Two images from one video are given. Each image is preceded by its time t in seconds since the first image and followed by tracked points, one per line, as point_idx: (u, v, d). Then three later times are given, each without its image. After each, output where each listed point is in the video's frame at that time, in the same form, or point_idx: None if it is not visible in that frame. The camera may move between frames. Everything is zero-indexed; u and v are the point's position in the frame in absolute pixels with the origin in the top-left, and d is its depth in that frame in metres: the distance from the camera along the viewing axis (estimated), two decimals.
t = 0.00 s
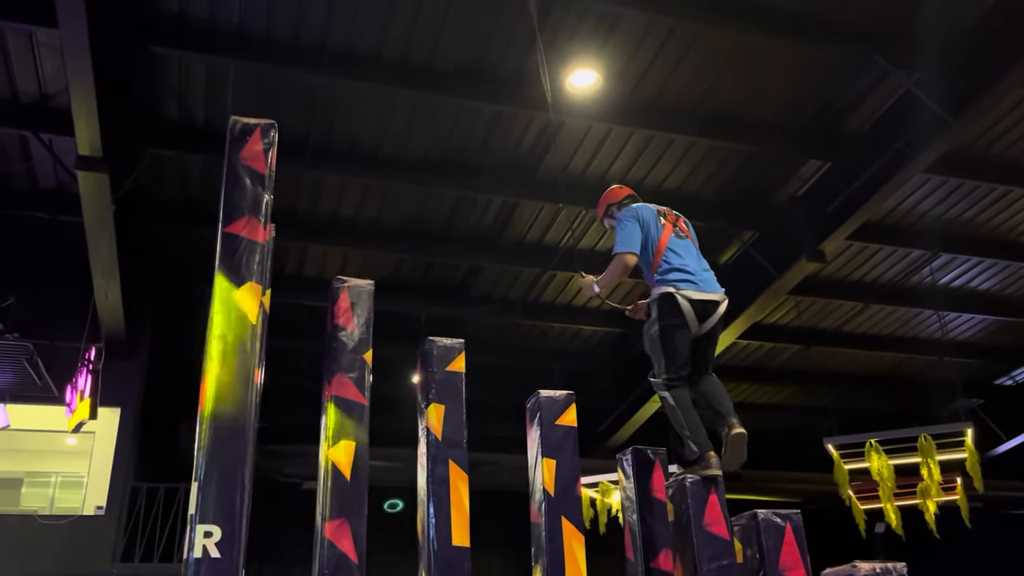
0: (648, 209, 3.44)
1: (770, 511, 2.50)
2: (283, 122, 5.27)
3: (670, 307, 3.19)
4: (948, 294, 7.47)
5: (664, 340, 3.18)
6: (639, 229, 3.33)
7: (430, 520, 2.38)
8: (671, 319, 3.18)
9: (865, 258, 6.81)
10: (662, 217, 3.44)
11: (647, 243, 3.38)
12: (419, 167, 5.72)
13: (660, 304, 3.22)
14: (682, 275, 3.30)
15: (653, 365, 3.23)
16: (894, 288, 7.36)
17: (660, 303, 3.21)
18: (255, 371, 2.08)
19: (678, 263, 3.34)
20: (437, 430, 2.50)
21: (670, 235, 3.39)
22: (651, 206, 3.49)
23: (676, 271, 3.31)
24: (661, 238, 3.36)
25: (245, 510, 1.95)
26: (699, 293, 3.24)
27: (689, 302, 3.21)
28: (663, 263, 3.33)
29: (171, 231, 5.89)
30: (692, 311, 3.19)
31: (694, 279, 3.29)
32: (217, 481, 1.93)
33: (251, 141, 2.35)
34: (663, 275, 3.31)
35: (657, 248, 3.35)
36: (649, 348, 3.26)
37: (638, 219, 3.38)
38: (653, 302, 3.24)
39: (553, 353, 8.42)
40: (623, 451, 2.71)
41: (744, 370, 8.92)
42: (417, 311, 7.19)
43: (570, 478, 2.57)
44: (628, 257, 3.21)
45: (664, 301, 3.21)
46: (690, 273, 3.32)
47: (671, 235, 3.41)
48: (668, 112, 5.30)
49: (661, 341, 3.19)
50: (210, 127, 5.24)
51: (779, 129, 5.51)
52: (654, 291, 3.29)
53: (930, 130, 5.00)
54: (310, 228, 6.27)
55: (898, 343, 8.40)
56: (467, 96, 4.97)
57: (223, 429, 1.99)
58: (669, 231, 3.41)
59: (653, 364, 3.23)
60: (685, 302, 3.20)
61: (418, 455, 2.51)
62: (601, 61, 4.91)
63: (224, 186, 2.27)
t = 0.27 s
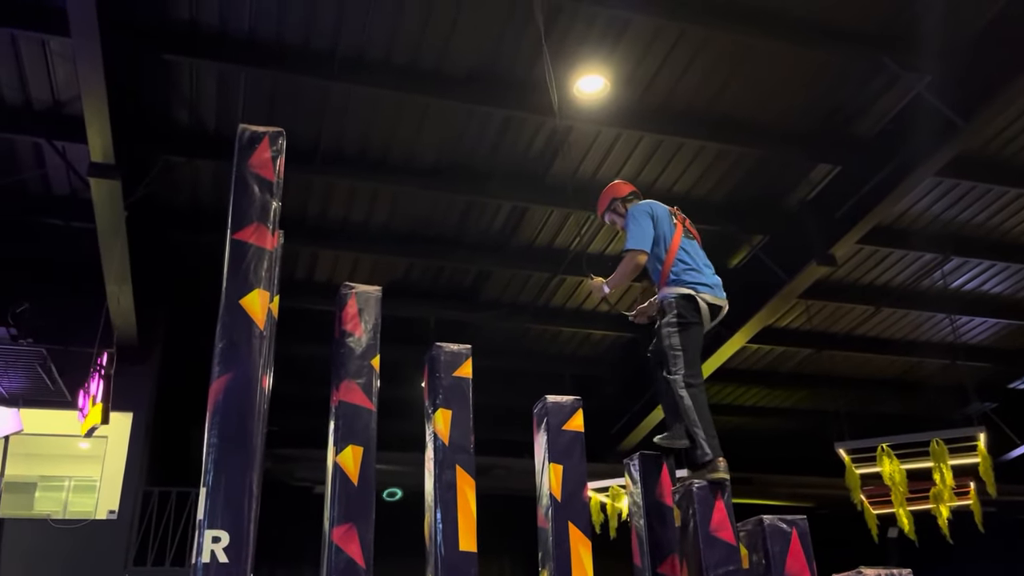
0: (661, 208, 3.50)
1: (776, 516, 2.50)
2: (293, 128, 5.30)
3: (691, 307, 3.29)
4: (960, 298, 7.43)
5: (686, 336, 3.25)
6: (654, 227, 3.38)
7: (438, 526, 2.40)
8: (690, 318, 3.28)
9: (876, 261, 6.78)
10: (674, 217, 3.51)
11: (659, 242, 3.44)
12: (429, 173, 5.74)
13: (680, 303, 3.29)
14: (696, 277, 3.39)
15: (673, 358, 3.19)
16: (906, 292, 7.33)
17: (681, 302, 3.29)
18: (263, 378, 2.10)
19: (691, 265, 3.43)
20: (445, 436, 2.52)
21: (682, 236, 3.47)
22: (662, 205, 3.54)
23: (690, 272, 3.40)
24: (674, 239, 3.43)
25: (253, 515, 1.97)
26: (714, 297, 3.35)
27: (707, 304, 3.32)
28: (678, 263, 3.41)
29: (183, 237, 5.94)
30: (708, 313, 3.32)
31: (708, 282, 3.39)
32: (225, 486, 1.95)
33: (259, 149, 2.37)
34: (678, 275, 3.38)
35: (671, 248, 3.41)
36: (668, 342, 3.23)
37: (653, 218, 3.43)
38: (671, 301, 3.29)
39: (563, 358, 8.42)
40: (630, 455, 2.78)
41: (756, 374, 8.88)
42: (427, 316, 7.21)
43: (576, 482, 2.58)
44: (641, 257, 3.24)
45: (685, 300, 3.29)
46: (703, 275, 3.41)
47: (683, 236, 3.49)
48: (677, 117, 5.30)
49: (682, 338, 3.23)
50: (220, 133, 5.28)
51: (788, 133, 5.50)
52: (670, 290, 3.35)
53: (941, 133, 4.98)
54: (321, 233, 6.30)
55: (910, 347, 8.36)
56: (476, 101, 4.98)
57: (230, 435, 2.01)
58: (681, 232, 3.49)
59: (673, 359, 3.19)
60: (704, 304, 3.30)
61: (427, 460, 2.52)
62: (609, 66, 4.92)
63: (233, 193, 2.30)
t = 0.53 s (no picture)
0: (671, 213, 3.49)
1: (780, 522, 2.51)
2: (300, 134, 5.33)
3: (701, 313, 3.28)
4: (969, 302, 7.40)
5: (698, 340, 3.23)
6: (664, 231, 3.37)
7: (442, 531, 2.40)
8: (701, 322, 3.27)
9: (884, 265, 6.76)
10: (683, 223, 3.51)
11: (668, 246, 3.42)
12: (436, 177, 5.76)
13: (692, 308, 3.27)
14: (703, 284, 3.39)
15: (682, 361, 3.15)
16: (914, 296, 7.30)
17: (692, 307, 3.27)
18: (268, 383, 2.11)
19: (698, 271, 3.43)
20: (450, 441, 2.52)
21: (691, 242, 3.47)
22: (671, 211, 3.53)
23: (698, 278, 3.39)
24: (685, 243, 3.42)
25: (258, 519, 1.98)
26: (720, 305, 3.36)
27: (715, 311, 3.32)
28: (686, 268, 3.40)
29: (191, 241, 5.97)
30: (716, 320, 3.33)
31: (714, 290, 3.40)
32: (231, 491, 1.96)
33: (265, 155, 2.39)
34: (687, 280, 3.37)
35: (681, 252, 3.40)
36: (678, 345, 3.17)
37: (664, 222, 3.42)
38: (680, 306, 3.27)
39: (570, 362, 8.42)
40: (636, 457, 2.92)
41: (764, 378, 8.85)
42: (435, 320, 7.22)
43: (581, 487, 2.58)
44: (645, 260, 3.24)
45: (696, 305, 3.28)
46: (709, 283, 3.42)
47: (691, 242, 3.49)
48: (683, 121, 5.30)
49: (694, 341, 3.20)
50: (228, 138, 5.31)
51: (795, 137, 5.49)
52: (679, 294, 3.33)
53: (948, 137, 4.96)
54: (328, 238, 6.32)
55: (919, 351, 8.32)
56: (482, 106, 5.00)
57: (236, 441, 2.02)
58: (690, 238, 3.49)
59: (682, 361, 3.15)
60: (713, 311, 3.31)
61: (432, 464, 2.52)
62: (615, 71, 4.93)
63: (240, 199, 2.31)
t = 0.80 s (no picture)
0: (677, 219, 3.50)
1: (781, 527, 2.51)
2: (304, 138, 5.34)
3: (705, 318, 3.29)
4: (973, 306, 7.38)
5: (705, 343, 3.24)
6: (672, 236, 3.37)
7: (443, 536, 2.40)
8: (705, 327, 3.28)
9: (888, 269, 6.75)
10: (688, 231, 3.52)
11: (674, 251, 3.43)
12: (439, 181, 5.77)
13: (697, 312, 3.28)
14: (706, 291, 3.40)
15: (691, 363, 3.15)
16: (918, 300, 7.28)
17: (698, 311, 3.27)
18: (270, 387, 2.12)
19: (701, 278, 3.44)
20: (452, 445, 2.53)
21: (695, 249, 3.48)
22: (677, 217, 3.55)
23: (701, 285, 3.40)
24: (690, 250, 3.43)
25: (259, 523, 1.98)
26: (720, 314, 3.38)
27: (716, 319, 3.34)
28: (691, 274, 3.40)
29: (195, 245, 6.00)
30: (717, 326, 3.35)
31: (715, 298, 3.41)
32: (232, 495, 1.97)
33: (267, 160, 2.40)
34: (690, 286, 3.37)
35: (686, 258, 3.41)
36: (686, 347, 3.16)
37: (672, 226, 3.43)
38: (682, 311, 3.25)
39: (574, 366, 8.42)
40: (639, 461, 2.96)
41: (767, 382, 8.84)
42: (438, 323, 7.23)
43: (582, 492, 2.59)
44: (652, 262, 3.25)
45: (701, 310, 3.29)
46: (710, 291, 3.43)
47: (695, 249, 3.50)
48: (686, 125, 5.31)
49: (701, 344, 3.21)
50: (232, 143, 5.33)
51: (799, 141, 5.49)
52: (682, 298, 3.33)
53: (952, 141, 4.96)
54: (332, 241, 6.34)
55: (923, 355, 8.30)
56: (486, 110, 5.01)
57: (238, 445, 2.03)
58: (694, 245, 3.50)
59: (690, 363, 3.15)
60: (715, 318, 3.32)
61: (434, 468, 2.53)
62: (617, 75, 4.94)
63: (242, 204, 2.32)
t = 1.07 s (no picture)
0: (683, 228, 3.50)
1: (775, 532, 2.52)
2: (305, 142, 5.35)
3: (708, 327, 3.30)
4: (972, 311, 7.38)
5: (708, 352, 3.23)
6: (682, 243, 3.38)
7: (439, 542, 2.41)
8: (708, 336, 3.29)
9: (887, 274, 6.75)
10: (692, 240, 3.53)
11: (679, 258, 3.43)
12: (438, 184, 5.77)
13: (701, 321, 3.28)
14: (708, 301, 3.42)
15: (693, 369, 3.14)
16: (917, 305, 7.28)
17: (701, 320, 3.28)
18: (267, 392, 2.12)
19: (703, 287, 3.45)
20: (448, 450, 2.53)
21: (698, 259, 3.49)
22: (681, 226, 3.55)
23: (704, 294, 3.41)
24: (694, 259, 3.44)
25: (255, 528, 1.98)
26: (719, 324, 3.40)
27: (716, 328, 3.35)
28: (695, 283, 3.41)
29: (194, 248, 6.00)
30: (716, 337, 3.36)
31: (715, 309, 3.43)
32: (228, 501, 1.97)
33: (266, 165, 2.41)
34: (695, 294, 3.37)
35: (691, 267, 3.41)
36: (690, 353, 3.16)
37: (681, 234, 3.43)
38: (688, 317, 3.25)
39: (572, 369, 8.41)
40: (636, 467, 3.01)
41: (767, 386, 8.84)
42: (437, 327, 7.24)
43: (579, 498, 2.59)
44: (667, 268, 3.24)
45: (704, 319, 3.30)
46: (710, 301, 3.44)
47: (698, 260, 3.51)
48: (685, 130, 5.31)
49: (704, 351, 3.21)
50: (232, 146, 5.33)
51: (799, 147, 5.50)
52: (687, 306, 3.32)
53: (950, 146, 4.97)
54: (332, 244, 6.34)
55: (922, 360, 8.31)
56: (485, 115, 5.02)
57: (234, 449, 2.03)
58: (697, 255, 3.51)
59: (693, 369, 3.14)
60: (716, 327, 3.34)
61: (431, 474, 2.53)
62: (617, 79, 4.94)
63: (240, 209, 2.33)
